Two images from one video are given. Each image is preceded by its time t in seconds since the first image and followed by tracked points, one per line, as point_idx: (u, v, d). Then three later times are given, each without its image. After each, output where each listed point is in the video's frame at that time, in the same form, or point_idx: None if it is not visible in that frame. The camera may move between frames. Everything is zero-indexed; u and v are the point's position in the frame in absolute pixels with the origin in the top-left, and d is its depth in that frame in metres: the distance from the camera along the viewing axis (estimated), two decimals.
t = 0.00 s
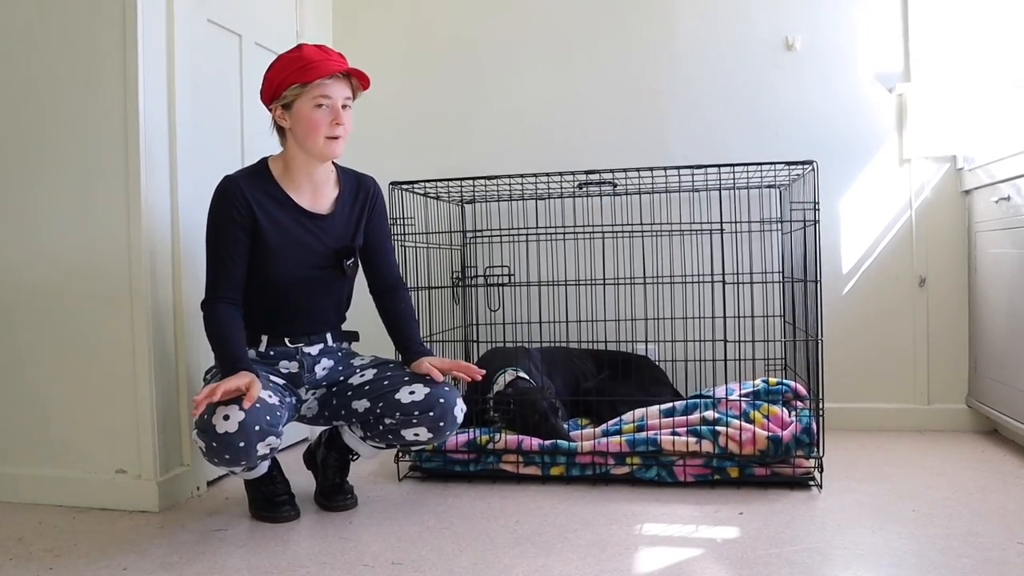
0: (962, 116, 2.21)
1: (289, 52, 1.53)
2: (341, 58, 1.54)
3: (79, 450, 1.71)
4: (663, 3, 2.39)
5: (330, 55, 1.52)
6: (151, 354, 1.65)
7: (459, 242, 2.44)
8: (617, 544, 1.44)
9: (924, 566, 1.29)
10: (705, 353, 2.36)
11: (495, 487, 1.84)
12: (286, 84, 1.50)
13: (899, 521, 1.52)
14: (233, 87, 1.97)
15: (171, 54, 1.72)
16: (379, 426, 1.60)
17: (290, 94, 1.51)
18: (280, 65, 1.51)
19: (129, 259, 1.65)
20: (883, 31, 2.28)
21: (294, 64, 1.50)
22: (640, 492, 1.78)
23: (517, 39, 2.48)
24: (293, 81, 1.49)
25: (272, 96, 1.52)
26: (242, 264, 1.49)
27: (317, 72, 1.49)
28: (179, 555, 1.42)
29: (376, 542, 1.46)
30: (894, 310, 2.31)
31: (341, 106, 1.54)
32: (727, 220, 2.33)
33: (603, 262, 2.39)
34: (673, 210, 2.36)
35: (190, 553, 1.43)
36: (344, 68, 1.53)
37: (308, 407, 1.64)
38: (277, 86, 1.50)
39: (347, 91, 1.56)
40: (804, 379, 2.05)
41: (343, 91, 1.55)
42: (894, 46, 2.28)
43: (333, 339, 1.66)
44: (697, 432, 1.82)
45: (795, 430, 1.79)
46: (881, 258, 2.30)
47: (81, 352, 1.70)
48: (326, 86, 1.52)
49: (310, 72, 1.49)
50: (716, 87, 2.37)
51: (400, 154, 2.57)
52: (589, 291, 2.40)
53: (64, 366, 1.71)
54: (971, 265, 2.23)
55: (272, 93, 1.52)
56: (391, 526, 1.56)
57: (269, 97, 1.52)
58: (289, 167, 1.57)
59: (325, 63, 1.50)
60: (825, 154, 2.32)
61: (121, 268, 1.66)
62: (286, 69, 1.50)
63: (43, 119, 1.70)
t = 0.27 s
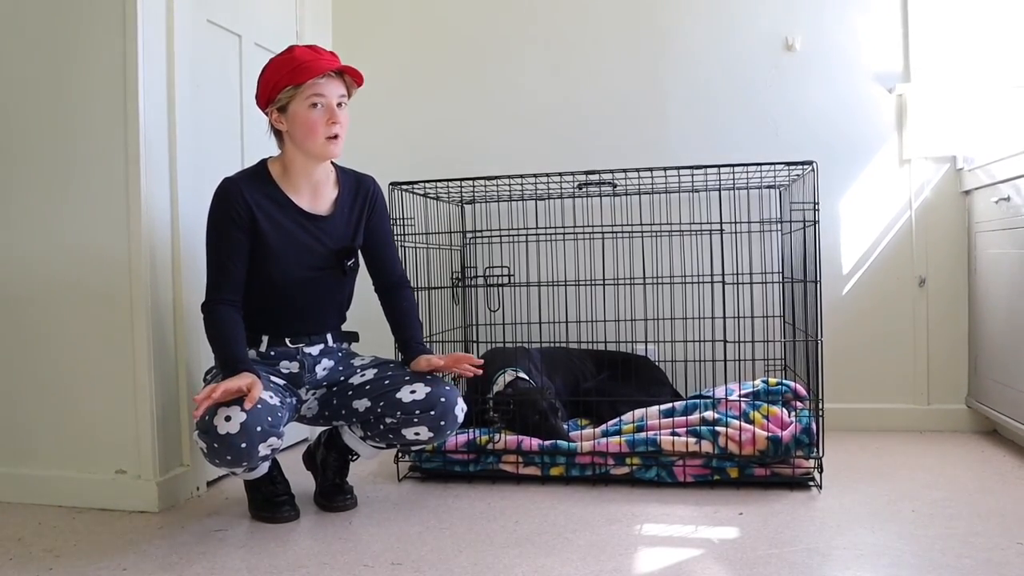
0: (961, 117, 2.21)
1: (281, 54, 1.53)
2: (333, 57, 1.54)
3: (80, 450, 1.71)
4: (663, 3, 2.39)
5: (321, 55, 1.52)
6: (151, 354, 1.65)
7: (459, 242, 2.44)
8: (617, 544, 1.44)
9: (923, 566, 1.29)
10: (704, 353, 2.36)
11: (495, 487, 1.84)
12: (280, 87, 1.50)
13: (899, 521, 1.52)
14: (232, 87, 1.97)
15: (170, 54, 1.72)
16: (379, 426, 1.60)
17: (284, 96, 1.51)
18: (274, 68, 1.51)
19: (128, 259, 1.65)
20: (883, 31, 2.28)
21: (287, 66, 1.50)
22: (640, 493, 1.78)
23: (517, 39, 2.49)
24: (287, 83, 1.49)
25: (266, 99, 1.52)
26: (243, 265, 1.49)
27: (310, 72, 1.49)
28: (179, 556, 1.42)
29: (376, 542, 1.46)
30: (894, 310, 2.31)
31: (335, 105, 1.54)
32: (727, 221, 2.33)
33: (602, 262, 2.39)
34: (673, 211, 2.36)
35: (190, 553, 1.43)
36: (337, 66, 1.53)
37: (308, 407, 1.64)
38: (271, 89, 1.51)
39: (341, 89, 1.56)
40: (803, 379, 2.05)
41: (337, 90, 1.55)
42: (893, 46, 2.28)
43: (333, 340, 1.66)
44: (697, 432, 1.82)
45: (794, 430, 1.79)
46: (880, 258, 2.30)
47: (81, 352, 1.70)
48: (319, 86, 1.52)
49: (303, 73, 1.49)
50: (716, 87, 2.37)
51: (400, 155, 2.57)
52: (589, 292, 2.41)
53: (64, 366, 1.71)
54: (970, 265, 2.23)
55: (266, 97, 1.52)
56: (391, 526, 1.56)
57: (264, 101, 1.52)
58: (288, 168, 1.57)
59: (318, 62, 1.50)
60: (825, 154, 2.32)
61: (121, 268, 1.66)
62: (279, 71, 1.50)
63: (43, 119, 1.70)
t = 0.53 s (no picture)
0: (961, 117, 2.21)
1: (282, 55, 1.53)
2: (334, 58, 1.54)
3: (80, 450, 1.71)
4: (663, 3, 2.39)
5: (323, 56, 1.53)
6: (151, 354, 1.65)
7: (459, 242, 2.44)
8: (617, 544, 1.44)
9: (923, 566, 1.29)
10: (704, 353, 2.36)
11: (495, 487, 1.84)
12: (280, 86, 1.50)
13: (899, 521, 1.52)
14: (232, 87, 1.97)
15: (170, 54, 1.72)
16: (379, 426, 1.60)
17: (284, 96, 1.51)
18: (274, 68, 1.51)
19: (128, 258, 1.65)
20: (883, 31, 2.28)
21: (287, 66, 1.50)
22: (640, 493, 1.78)
23: (516, 39, 2.49)
24: (287, 83, 1.49)
25: (266, 99, 1.52)
26: (242, 265, 1.49)
27: (311, 73, 1.49)
28: (179, 555, 1.42)
29: (376, 542, 1.46)
30: (894, 311, 2.31)
31: (335, 106, 1.54)
32: (727, 221, 2.33)
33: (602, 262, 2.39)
34: (673, 211, 2.36)
35: (190, 553, 1.43)
36: (338, 68, 1.53)
37: (308, 407, 1.64)
38: (271, 89, 1.51)
39: (341, 91, 1.56)
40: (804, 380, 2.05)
41: (337, 91, 1.55)
42: (893, 46, 2.28)
43: (332, 340, 1.66)
44: (697, 432, 1.82)
45: (794, 430, 1.79)
46: (880, 258, 2.30)
47: (81, 351, 1.70)
48: (319, 87, 1.52)
49: (303, 74, 1.49)
50: (716, 88, 2.37)
51: (400, 155, 2.57)
52: (589, 292, 2.41)
53: (64, 366, 1.71)
54: (970, 265, 2.23)
55: (266, 96, 1.52)
56: (391, 526, 1.56)
57: (264, 100, 1.53)
58: (287, 168, 1.57)
59: (319, 63, 1.50)
60: (825, 154, 2.32)
61: (121, 268, 1.66)
62: (279, 71, 1.50)
63: (43, 119, 1.70)
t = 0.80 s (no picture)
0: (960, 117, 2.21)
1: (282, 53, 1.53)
2: (334, 57, 1.54)
3: (79, 450, 1.71)
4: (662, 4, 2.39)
5: (322, 54, 1.52)
6: (151, 354, 1.65)
7: (459, 242, 2.44)
8: (617, 544, 1.45)
9: (923, 566, 1.29)
10: (704, 353, 2.36)
11: (495, 487, 1.84)
12: (278, 84, 1.50)
13: (898, 521, 1.52)
14: (232, 87, 1.97)
15: (170, 54, 1.72)
16: (378, 426, 1.60)
17: (282, 94, 1.51)
18: (273, 66, 1.52)
19: (128, 258, 1.65)
20: (883, 32, 2.28)
21: (285, 64, 1.50)
22: (640, 493, 1.78)
23: (516, 39, 2.49)
24: (285, 81, 1.49)
25: (265, 97, 1.53)
26: (240, 265, 1.49)
27: (309, 70, 1.49)
28: (179, 555, 1.42)
29: (376, 542, 1.46)
30: (893, 311, 2.31)
31: (333, 104, 1.54)
32: (727, 221, 2.33)
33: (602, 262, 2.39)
34: (673, 211, 2.36)
35: (189, 553, 1.43)
36: (337, 66, 1.53)
37: (307, 407, 1.64)
38: (270, 87, 1.51)
39: (340, 89, 1.55)
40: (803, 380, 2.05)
41: (336, 90, 1.54)
42: (893, 46, 2.28)
43: (331, 340, 1.66)
44: (697, 432, 1.82)
45: (793, 430, 1.79)
46: (880, 258, 2.30)
47: (80, 351, 1.70)
48: (317, 85, 1.51)
49: (301, 72, 1.49)
50: (716, 88, 2.37)
51: (399, 155, 2.57)
52: (589, 292, 2.41)
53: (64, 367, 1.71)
54: (970, 266, 2.23)
55: (265, 94, 1.52)
56: (391, 526, 1.56)
57: (263, 99, 1.53)
58: (285, 167, 1.57)
59: (317, 62, 1.50)
60: (825, 154, 2.32)
61: (121, 268, 1.66)
62: (278, 69, 1.50)
63: (42, 119, 1.70)
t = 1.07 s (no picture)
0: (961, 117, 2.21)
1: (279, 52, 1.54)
2: (331, 55, 1.55)
3: (79, 450, 1.71)
4: (662, 4, 2.39)
5: (318, 52, 1.53)
6: (151, 354, 1.65)
7: (459, 242, 2.44)
8: (617, 544, 1.44)
9: (923, 566, 1.29)
10: (704, 353, 2.36)
11: (495, 487, 1.84)
12: (275, 81, 1.51)
13: (899, 521, 1.52)
14: (233, 87, 1.98)
15: (171, 54, 1.73)
16: (378, 427, 1.60)
17: (278, 92, 1.52)
18: (270, 65, 1.53)
19: (128, 258, 1.65)
20: (883, 32, 2.28)
21: (281, 62, 1.51)
22: (640, 493, 1.78)
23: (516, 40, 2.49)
24: (281, 78, 1.50)
25: (262, 95, 1.54)
26: (240, 264, 1.49)
27: (303, 67, 1.49)
28: (178, 555, 1.42)
29: (376, 542, 1.46)
30: (894, 311, 2.31)
31: (328, 101, 1.53)
32: (727, 221, 2.33)
33: (603, 262, 2.39)
34: (673, 211, 2.36)
35: (189, 553, 1.43)
36: (332, 62, 1.53)
37: (307, 407, 1.64)
38: (267, 85, 1.52)
39: (336, 87, 1.55)
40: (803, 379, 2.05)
41: (331, 86, 1.54)
42: (893, 46, 2.28)
43: (331, 340, 1.66)
44: (697, 432, 1.82)
45: (794, 430, 1.79)
46: (880, 258, 2.30)
47: (80, 351, 1.70)
48: (312, 82, 1.52)
49: (295, 68, 1.49)
50: (716, 88, 2.37)
51: (400, 155, 2.57)
52: (589, 292, 2.41)
53: (64, 367, 1.71)
54: (970, 266, 2.23)
55: (263, 92, 1.53)
56: (391, 526, 1.56)
57: (260, 97, 1.54)
58: (282, 165, 1.58)
59: (312, 58, 1.50)
60: (825, 154, 2.32)
61: (121, 268, 1.66)
62: (275, 67, 1.51)
63: (43, 119, 1.70)
